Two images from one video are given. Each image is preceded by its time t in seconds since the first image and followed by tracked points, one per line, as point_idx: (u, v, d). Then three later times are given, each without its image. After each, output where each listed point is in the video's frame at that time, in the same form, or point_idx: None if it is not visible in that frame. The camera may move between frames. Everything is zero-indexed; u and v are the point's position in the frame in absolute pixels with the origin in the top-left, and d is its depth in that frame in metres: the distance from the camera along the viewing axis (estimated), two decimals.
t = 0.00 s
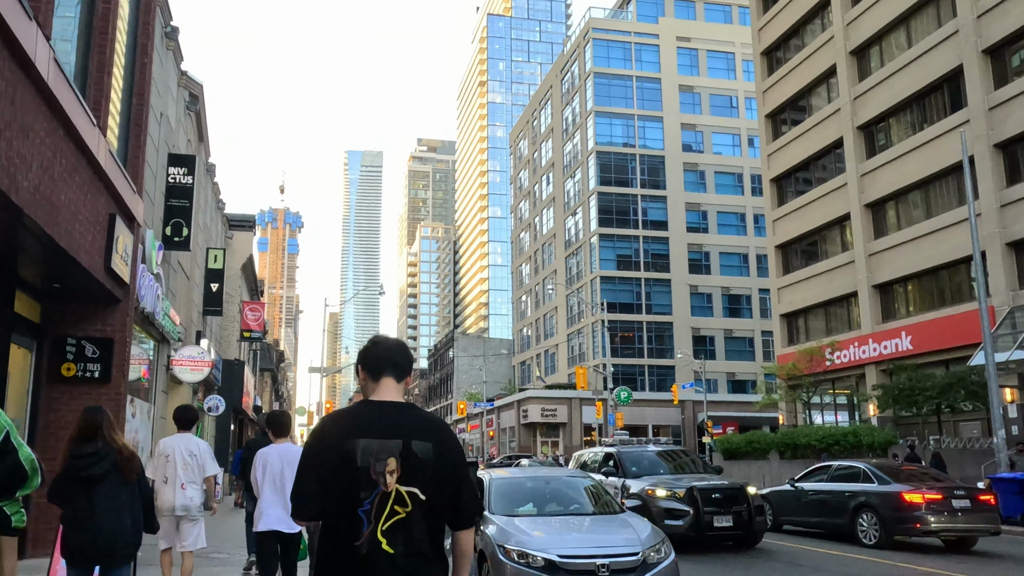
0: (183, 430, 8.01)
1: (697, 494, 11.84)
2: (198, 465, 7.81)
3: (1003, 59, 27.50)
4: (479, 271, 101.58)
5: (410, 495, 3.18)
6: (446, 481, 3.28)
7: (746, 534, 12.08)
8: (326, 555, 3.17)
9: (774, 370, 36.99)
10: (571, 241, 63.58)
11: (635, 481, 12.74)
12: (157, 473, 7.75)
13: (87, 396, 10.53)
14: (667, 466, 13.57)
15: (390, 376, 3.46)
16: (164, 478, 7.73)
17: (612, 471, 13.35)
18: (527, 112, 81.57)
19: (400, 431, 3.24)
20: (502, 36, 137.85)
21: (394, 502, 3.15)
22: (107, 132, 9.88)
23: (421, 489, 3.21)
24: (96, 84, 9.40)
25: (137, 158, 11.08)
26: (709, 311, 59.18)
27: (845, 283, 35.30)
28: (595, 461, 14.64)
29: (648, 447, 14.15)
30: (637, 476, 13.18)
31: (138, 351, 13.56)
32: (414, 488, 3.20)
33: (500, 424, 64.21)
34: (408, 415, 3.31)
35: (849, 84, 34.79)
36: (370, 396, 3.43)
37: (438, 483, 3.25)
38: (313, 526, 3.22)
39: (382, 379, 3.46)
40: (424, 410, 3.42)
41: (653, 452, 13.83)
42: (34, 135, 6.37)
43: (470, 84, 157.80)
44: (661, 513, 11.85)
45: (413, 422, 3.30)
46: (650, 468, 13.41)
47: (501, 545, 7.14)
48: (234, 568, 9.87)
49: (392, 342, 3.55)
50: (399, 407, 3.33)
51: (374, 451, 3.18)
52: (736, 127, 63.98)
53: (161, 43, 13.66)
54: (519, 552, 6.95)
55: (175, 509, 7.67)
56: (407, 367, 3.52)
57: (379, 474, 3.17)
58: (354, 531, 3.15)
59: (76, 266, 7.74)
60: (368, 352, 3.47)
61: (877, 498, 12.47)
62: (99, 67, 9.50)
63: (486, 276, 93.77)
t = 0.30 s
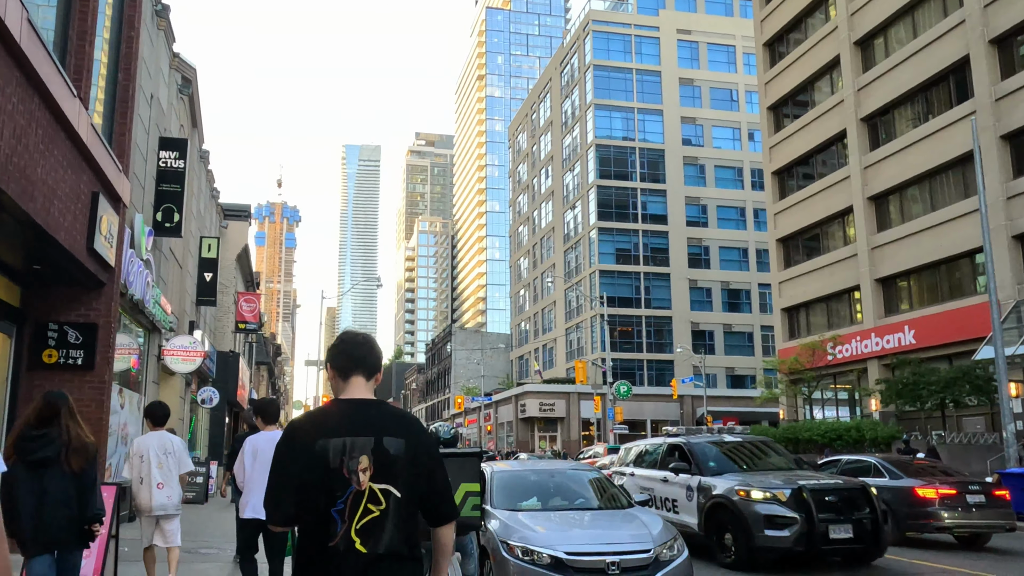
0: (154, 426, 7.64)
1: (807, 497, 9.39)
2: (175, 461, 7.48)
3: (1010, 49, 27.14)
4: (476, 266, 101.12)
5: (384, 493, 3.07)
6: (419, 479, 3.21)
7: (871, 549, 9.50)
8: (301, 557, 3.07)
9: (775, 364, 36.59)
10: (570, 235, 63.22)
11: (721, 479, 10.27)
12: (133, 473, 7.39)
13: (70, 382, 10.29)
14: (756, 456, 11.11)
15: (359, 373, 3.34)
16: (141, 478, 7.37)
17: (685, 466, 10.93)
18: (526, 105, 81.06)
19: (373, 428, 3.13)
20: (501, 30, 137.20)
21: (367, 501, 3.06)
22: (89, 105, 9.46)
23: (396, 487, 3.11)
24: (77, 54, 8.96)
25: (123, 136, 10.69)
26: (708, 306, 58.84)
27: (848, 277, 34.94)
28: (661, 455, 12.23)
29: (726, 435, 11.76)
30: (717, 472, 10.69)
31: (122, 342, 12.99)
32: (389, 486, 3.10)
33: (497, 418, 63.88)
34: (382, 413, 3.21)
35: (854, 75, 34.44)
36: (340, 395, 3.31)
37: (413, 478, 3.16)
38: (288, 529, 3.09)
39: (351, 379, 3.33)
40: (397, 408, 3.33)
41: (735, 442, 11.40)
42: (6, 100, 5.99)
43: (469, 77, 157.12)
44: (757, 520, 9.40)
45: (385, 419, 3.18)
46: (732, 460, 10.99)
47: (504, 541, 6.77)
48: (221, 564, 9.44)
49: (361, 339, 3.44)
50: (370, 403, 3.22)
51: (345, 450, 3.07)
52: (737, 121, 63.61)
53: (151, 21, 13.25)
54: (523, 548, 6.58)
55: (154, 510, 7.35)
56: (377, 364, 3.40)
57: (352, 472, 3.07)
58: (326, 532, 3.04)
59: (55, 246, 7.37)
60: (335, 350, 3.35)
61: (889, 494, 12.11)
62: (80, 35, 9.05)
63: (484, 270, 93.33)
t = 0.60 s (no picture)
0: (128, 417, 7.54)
1: (1015, 514, 6.83)
2: (145, 452, 7.40)
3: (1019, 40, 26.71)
4: (475, 260, 100.64)
5: (349, 482, 3.13)
6: (387, 470, 3.26)
7: None
8: (262, 544, 3.14)
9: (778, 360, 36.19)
10: (570, 229, 62.83)
11: (875, 492, 7.75)
12: (103, 463, 7.27)
13: (53, 375, 9.96)
14: (902, 465, 8.62)
15: (338, 366, 3.42)
16: (112, 467, 7.26)
17: (812, 471, 8.52)
18: (525, 98, 80.49)
19: (341, 418, 3.19)
20: (501, 22, 136.33)
21: (334, 491, 3.12)
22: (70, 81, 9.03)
23: (362, 477, 3.17)
24: (57, 26, 8.52)
25: (108, 116, 10.31)
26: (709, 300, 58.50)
27: (852, 270, 34.54)
28: (765, 455, 9.81)
29: (855, 435, 9.27)
30: (856, 481, 8.27)
31: (107, 336, 12.46)
32: (355, 475, 3.15)
33: (496, 413, 63.57)
34: (355, 404, 3.27)
35: (859, 66, 33.91)
36: (315, 383, 3.38)
37: (381, 469, 3.22)
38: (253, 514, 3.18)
39: (328, 368, 3.41)
40: (373, 399, 3.39)
41: (872, 446, 8.90)
42: None
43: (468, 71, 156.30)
44: (941, 551, 6.83)
45: (353, 409, 3.24)
46: (876, 468, 8.51)
47: (509, 545, 6.39)
48: (213, 566, 8.98)
49: (349, 330, 3.53)
50: (346, 392, 3.30)
51: (310, 438, 3.14)
52: (738, 114, 63.13)
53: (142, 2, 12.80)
54: (529, 553, 6.20)
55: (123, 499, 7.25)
56: (358, 356, 3.48)
57: (317, 462, 3.13)
58: (292, 520, 3.10)
59: (32, 230, 6.98)
60: (317, 341, 3.41)
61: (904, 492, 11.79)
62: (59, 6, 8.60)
63: (482, 264, 92.87)
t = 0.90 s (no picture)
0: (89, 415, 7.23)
1: None
2: (111, 450, 7.09)
3: None
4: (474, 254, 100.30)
5: (317, 489, 3.08)
6: (356, 481, 3.17)
7: None
8: (227, 552, 3.13)
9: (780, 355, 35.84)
10: (569, 223, 62.43)
11: None
12: (66, 458, 6.88)
13: (32, 364, 9.59)
14: None
15: (315, 374, 3.36)
16: (74, 460, 6.88)
17: None
18: (524, 91, 80.04)
19: (310, 423, 3.13)
20: (500, 15, 135.74)
21: (303, 496, 3.07)
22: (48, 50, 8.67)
23: (329, 483, 3.11)
24: None
25: (92, 94, 10.01)
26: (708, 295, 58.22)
27: (854, 265, 34.25)
28: (954, 457, 7.05)
29: None
30: None
31: (92, 325, 12.15)
32: (323, 481, 3.09)
33: (493, 408, 63.28)
34: (327, 411, 3.19)
35: (863, 58, 33.54)
36: (290, 389, 3.33)
37: (352, 476, 3.15)
38: (221, 518, 3.20)
39: (306, 377, 3.35)
40: (347, 407, 3.30)
41: None
42: None
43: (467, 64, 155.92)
44: None
45: (325, 416, 3.17)
46: None
47: (510, 544, 6.05)
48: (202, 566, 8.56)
49: (329, 334, 3.48)
50: (319, 399, 3.23)
51: (279, 443, 3.11)
52: (738, 108, 62.81)
53: None
54: (532, 553, 5.85)
55: (85, 496, 6.86)
56: (334, 364, 3.41)
57: (288, 467, 3.09)
58: (260, 526, 3.08)
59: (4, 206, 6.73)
60: (297, 347, 3.36)
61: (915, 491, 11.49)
62: None
63: (480, 259, 92.52)
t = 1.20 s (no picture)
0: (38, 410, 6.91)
1: None
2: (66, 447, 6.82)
3: None
4: (471, 249, 99.83)
5: (295, 477, 3.07)
6: (330, 465, 3.19)
7: None
8: (204, 542, 3.07)
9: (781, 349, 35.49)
10: (568, 217, 62.04)
11: None
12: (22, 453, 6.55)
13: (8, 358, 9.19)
14: None
15: (279, 363, 3.32)
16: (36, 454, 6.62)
17: None
18: (523, 84, 79.57)
19: (287, 414, 3.12)
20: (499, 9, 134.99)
21: (280, 485, 3.06)
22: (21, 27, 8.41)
23: (308, 472, 3.11)
24: None
25: (71, 73, 9.70)
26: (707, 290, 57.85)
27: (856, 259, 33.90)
28: None
29: None
30: None
31: (78, 318, 11.80)
32: (301, 470, 3.09)
33: (491, 403, 62.96)
34: (291, 400, 3.18)
35: (866, 49, 33.15)
36: (256, 379, 3.28)
37: (327, 466, 3.16)
38: (198, 509, 3.10)
39: (272, 365, 3.31)
40: (312, 395, 3.30)
41: None
42: None
43: (464, 58, 155.26)
44: None
45: (301, 406, 3.18)
46: None
47: (513, 550, 5.68)
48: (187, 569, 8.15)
49: (293, 324, 3.44)
50: (284, 387, 3.22)
51: (256, 433, 3.06)
52: (738, 101, 62.35)
53: None
54: (536, 560, 5.50)
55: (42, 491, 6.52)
56: (300, 352, 3.38)
57: (265, 455, 3.07)
58: (235, 516, 3.04)
59: None
60: (266, 336, 3.32)
61: (927, 488, 11.04)
62: None
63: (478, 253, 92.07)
